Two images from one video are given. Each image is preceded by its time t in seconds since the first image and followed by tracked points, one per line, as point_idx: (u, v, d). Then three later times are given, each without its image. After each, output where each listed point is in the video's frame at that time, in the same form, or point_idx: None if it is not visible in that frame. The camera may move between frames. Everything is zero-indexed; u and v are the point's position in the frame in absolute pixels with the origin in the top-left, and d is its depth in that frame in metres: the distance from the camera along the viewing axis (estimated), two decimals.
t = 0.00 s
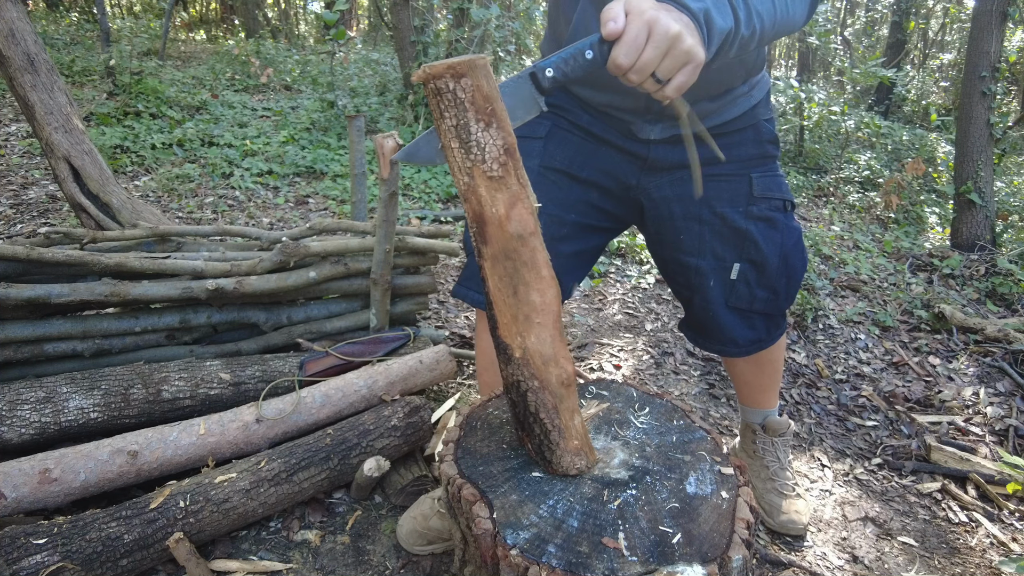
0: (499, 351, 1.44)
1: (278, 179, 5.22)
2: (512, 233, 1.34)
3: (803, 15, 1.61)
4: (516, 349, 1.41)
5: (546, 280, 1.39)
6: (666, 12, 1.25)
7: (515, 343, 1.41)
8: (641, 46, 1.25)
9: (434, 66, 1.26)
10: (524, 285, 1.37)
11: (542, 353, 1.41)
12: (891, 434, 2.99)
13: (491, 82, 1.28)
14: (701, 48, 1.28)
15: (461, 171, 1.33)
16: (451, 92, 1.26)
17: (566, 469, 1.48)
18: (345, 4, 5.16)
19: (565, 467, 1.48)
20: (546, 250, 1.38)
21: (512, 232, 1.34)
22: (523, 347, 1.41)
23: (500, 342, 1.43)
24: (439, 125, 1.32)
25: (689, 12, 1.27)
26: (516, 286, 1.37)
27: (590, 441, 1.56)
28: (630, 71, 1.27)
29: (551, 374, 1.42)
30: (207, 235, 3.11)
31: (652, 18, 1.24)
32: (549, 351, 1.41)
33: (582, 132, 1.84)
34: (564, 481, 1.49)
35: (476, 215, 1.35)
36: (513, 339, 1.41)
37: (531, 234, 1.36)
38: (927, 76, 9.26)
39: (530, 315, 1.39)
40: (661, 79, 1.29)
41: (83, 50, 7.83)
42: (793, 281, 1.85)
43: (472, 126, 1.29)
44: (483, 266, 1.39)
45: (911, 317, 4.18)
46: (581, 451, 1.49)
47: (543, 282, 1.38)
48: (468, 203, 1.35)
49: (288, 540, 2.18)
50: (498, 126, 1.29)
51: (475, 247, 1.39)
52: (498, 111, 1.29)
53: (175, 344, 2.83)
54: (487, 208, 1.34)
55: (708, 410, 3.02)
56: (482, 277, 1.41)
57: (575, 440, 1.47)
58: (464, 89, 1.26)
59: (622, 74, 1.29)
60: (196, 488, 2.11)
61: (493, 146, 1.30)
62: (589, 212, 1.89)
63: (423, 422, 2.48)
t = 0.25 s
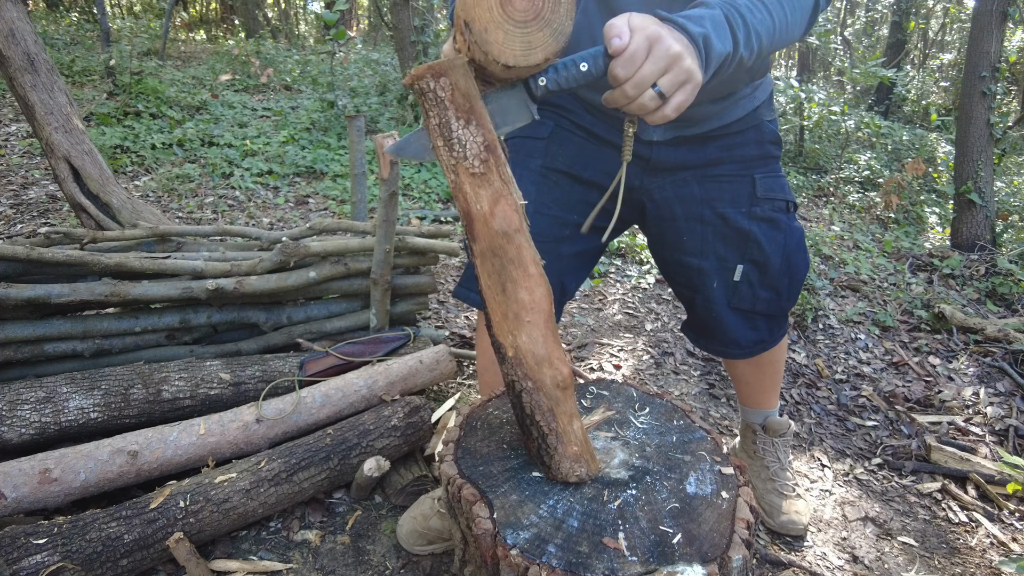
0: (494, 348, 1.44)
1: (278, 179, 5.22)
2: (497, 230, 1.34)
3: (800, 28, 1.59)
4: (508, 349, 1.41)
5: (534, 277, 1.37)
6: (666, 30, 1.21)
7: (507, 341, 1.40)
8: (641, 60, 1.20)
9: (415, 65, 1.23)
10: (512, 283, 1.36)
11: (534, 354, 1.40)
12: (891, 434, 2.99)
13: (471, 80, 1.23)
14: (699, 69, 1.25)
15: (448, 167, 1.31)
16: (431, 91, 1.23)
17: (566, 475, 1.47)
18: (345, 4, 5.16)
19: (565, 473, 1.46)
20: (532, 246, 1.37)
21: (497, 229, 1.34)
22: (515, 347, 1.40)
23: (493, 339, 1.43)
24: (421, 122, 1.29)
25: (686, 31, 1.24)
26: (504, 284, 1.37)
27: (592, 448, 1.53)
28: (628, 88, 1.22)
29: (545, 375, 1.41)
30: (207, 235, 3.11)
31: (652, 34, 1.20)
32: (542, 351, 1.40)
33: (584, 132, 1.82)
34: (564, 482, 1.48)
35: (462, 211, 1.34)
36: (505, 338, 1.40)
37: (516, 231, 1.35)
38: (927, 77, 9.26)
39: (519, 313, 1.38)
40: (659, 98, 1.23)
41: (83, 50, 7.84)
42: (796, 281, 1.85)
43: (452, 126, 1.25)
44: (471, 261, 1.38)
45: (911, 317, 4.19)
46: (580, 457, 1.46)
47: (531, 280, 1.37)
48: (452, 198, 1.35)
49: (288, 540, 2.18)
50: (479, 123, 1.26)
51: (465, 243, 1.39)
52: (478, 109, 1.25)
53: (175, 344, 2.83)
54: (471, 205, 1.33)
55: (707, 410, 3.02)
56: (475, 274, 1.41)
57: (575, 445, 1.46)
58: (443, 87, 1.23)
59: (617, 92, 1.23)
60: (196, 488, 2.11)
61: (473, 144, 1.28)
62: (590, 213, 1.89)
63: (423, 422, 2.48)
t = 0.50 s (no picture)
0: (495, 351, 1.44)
1: (278, 179, 5.22)
2: (497, 232, 1.33)
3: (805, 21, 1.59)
4: (509, 350, 1.40)
5: (535, 280, 1.37)
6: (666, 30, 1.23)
7: (507, 343, 1.40)
8: (638, 59, 1.23)
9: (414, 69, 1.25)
10: (512, 285, 1.36)
11: (535, 355, 1.40)
12: (892, 434, 2.99)
13: (471, 83, 1.26)
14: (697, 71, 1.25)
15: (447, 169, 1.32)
16: (431, 93, 1.25)
17: (566, 475, 1.46)
18: (345, 4, 5.16)
19: (566, 473, 1.46)
20: (532, 249, 1.36)
21: (497, 231, 1.33)
22: (515, 348, 1.40)
23: (494, 341, 1.43)
24: (423, 125, 1.31)
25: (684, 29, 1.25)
26: (505, 286, 1.36)
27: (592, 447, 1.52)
28: (625, 88, 1.25)
29: (546, 377, 1.41)
30: (207, 235, 3.11)
31: (651, 34, 1.22)
32: (542, 352, 1.40)
33: (585, 132, 1.83)
34: (564, 484, 1.48)
35: (461, 214, 1.34)
36: (505, 339, 1.40)
37: (516, 234, 1.34)
38: (927, 77, 9.27)
39: (520, 315, 1.38)
40: (657, 99, 1.25)
41: (83, 51, 7.84)
42: (798, 285, 1.85)
43: (452, 126, 1.27)
44: (473, 265, 1.38)
45: (911, 317, 4.19)
46: (581, 458, 1.46)
47: (531, 282, 1.36)
48: (453, 201, 1.35)
49: (288, 540, 2.18)
50: (479, 125, 1.28)
51: (465, 247, 1.39)
52: (477, 112, 1.27)
53: (175, 344, 2.83)
54: (471, 207, 1.32)
55: (708, 410, 3.02)
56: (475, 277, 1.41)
57: (575, 446, 1.45)
58: (442, 90, 1.24)
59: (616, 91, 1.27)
60: (196, 488, 2.11)
61: (472, 145, 1.29)
62: (591, 213, 1.89)
63: (423, 422, 2.48)
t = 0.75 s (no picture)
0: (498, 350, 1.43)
1: (278, 179, 5.22)
2: (505, 233, 1.31)
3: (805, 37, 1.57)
4: (513, 351, 1.39)
5: (541, 281, 1.35)
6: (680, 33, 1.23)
7: (512, 344, 1.39)
8: (653, 62, 1.23)
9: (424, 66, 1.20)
10: (519, 287, 1.34)
11: (538, 356, 1.39)
12: (891, 434, 2.99)
13: (483, 82, 1.21)
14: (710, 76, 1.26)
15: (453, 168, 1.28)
16: (442, 92, 1.20)
17: (566, 476, 1.46)
18: (345, 4, 5.16)
19: (566, 475, 1.46)
20: (540, 250, 1.34)
21: (504, 232, 1.31)
22: (519, 349, 1.39)
23: (498, 341, 1.42)
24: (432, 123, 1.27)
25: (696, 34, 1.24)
26: (511, 288, 1.34)
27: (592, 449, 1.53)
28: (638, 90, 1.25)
29: (549, 379, 1.40)
30: (207, 235, 3.11)
31: (666, 37, 1.22)
32: (545, 354, 1.39)
33: (587, 133, 1.82)
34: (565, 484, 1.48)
35: (469, 214, 1.31)
36: (509, 340, 1.39)
37: (524, 235, 1.32)
38: (927, 77, 9.27)
39: (525, 316, 1.36)
40: (670, 102, 1.26)
41: (83, 51, 7.84)
42: (802, 285, 1.85)
43: (462, 126, 1.23)
44: (480, 265, 1.36)
45: (911, 317, 4.19)
46: (581, 459, 1.46)
47: (538, 284, 1.34)
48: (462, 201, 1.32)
49: (288, 540, 2.18)
50: (489, 126, 1.24)
51: (471, 246, 1.37)
52: (488, 112, 1.23)
53: (175, 344, 2.83)
54: (480, 208, 1.30)
55: (707, 410, 3.02)
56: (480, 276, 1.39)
57: (577, 448, 1.45)
58: (453, 89, 1.20)
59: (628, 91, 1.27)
60: (196, 488, 2.11)
61: (482, 146, 1.25)
62: (594, 212, 1.89)
63: (422, 422, 2.48)
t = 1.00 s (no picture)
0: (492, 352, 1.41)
1: (278, 179, 5.22)
2: (489, 230, 1.33)
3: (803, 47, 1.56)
4: (504, 352, 1.37)
5: (529, 279, 1.34)
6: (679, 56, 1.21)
7: (503, 345, 1.37)
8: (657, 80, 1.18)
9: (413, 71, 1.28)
10: (505, 284, 1.34)
11: (530, 359, 1.36)
12: (891, 434, 2.99)
13: (464, 80, 1.26)
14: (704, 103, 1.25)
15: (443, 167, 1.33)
16: (426, 91, 1.27)
17: (565, 489, 1.42)
18: (345, 3, 5.16)
19: (564, 487, 1.41)
20: (525, 248, 1.34)
21: (489, 229, 1.33)
22: (510, 350, 1.37)
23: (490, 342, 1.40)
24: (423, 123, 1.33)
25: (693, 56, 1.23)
26: (498, 286, 1.34)
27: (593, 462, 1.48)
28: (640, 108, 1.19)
29: (541, 382, 1.37)
30: (207, 235, 3.11)
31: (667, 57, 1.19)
32: (537, 356, 1.36)
33: (589, 132, 1.81)
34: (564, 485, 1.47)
35: (457, 212, 1.35)
36: (501, 341, 1.37)
37: (507, 231, 1.33)
38: (927, 77, 9.27)
39: (514, 316, 1.35)
40: (671, 120, 1.21)
41: (83, 51, 7.84)
42: (805, 284, 1.85)
43: (443, 124, 1.27)
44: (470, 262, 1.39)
45: (911, 317, 4.19)
46: (579, 472, 1.41)
47: (524, 282, 1.34)
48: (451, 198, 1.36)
49: (288, 540, 2.19)
50: (469, 122, 1.27)
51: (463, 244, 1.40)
52: (467, 108, 1.26)
53: (175, 344, 2.83)
54: (465, 204, 1.33)
55: (707, 410, 3.02)
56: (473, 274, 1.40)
57: (574, 459, 1.41)
58: (435, 88, 1.26)
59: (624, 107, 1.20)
60: (196, 488, 2.11)
61: (464, 143, 1.28)
62: (595, 211, 1.89)
63: (422, 422, 2.48)
